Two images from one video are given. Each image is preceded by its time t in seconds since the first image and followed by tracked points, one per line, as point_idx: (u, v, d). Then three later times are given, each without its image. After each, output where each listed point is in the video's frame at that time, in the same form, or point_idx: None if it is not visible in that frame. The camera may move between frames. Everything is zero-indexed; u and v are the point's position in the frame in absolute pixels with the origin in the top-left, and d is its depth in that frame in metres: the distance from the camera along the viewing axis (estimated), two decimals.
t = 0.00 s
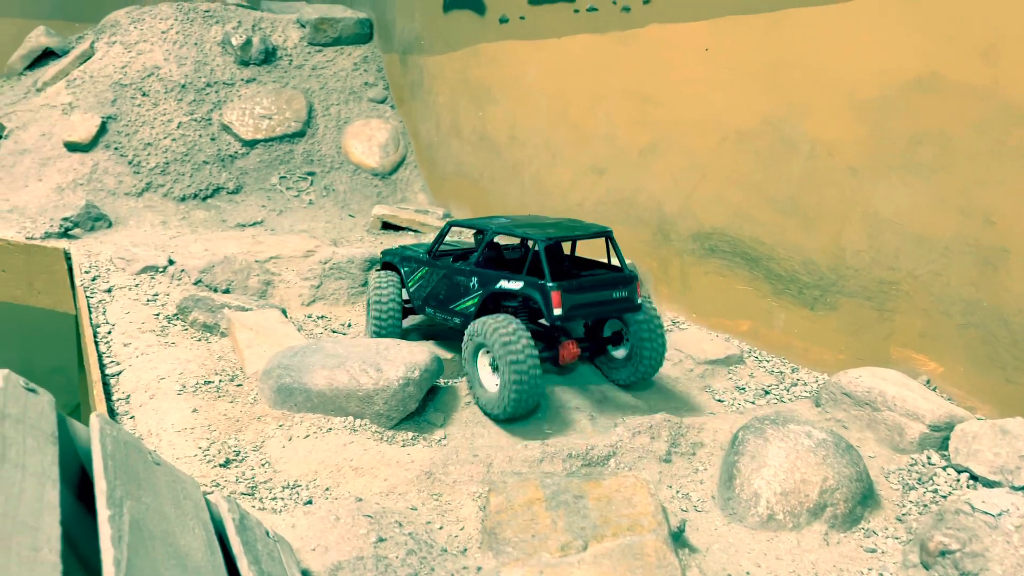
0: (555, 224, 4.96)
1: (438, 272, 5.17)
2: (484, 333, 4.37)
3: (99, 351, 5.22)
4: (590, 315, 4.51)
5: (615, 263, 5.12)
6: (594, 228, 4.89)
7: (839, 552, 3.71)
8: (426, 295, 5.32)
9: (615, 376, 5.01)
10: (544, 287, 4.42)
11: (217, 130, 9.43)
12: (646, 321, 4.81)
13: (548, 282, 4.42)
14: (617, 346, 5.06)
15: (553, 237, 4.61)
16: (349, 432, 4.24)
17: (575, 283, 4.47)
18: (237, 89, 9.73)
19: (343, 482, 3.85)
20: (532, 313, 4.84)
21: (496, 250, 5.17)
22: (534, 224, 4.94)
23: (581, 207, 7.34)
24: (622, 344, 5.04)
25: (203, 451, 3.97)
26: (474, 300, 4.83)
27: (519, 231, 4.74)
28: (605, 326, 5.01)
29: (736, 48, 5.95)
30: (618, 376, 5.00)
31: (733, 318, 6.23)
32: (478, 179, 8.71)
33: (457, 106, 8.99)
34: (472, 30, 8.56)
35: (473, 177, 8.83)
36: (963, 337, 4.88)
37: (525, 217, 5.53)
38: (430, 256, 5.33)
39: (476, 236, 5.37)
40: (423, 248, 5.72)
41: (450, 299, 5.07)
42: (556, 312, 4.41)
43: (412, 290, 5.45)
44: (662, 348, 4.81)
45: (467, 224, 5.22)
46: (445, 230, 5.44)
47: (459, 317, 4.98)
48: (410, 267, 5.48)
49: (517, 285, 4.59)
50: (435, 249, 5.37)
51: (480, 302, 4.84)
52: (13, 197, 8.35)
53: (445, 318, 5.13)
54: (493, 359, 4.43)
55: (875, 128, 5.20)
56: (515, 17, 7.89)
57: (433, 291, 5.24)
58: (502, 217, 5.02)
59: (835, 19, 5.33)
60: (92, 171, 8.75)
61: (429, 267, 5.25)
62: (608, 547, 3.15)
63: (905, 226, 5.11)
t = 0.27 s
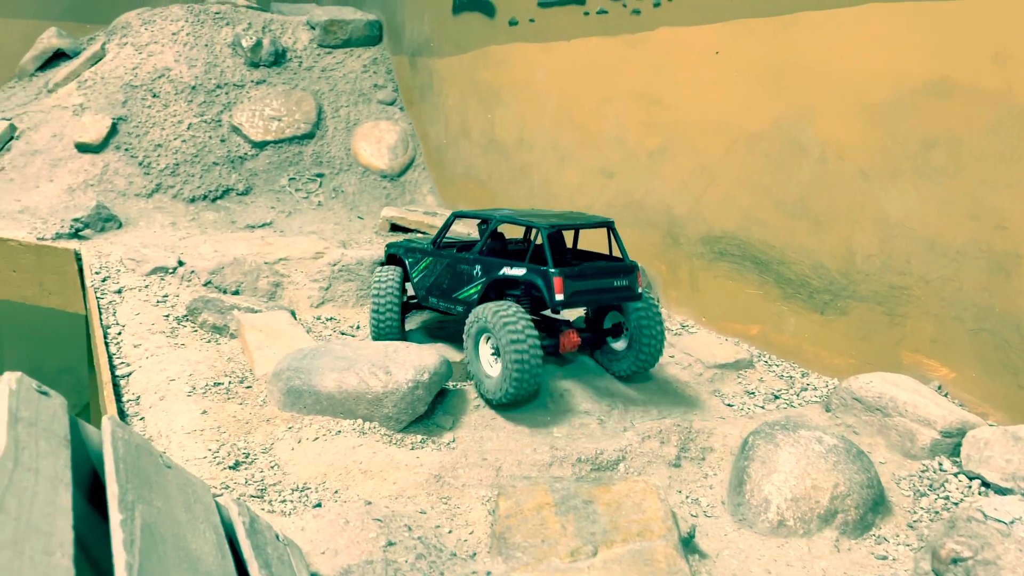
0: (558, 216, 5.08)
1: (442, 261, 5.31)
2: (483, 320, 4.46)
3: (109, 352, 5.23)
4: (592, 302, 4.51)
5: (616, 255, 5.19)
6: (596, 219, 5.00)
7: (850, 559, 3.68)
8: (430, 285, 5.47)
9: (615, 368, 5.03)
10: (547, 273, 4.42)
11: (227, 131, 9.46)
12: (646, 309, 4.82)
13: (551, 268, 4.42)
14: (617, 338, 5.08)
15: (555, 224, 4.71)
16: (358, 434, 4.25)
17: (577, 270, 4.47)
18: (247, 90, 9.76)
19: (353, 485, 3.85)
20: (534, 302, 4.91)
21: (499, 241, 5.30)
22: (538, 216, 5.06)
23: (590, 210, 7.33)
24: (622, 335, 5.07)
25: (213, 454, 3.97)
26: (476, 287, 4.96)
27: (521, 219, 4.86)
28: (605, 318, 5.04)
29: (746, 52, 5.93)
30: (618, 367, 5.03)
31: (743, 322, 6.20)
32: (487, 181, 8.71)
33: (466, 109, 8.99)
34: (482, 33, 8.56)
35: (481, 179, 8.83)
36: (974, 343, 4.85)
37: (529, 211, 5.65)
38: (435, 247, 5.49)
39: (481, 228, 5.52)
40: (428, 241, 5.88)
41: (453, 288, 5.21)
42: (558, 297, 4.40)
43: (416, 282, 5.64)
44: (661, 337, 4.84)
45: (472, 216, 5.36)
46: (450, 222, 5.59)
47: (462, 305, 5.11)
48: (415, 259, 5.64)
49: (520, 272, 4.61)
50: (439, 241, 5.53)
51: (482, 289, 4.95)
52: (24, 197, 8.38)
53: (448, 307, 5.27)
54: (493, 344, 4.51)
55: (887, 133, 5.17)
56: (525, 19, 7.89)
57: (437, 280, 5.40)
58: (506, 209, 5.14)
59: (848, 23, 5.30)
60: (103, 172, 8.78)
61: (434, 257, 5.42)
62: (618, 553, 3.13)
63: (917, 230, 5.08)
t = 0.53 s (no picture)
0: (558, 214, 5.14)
1: (446, 260, 5.37)
2: (479, 317, 4.57)
3: (118, 353, 5.24)
4: (588, 299, 4.60)
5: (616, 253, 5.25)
6: (596, 218, 5.05)
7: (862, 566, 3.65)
8: (434, 283, 5.52)
9: (614, 365, 5.08)
10: (543, 270, 4.52)
11: (236, 132, 9.48)
12: (644, 305, 4.87)
13: (548, 265, 4.52)
14: (617, 335, 5.13)
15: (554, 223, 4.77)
16: (367, 437, 4.24)
17: (574, 267, 4.56)
18: (256, 92, 9.78)
19: (362, 488, 3.84)
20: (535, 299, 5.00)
21: (502, 239, 5.36)
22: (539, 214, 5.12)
23: (599, 213, 7.32)
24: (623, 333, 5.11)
25: (222, 456, 3.97)
26: (478, 285, 5.03)
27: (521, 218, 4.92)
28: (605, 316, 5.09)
29: (758, 55, 5.91)
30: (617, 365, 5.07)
31: (752, 326, 6.18)
32: (495, 183, 8.70)
33: (474, 111, 8.98)
34: (491, 35, 8.56)
35: (490, 181, 8.82)
36: (987, 349, 4.81)
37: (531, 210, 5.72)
38: (439, 245, 5.54)
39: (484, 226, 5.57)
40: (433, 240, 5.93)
41: (456, 285, 5.26)
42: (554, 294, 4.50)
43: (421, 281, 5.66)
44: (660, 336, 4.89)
45: (474, 215, 5.42)
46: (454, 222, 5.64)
47: (465, 303, 5.17)
48: (420, 257, 5.69)
49: (518, 269, 4.70)
50: (444, 239, 5.57)
51: (484, 287, 5.02)
52: (34, 198, 8.42)
53: (452, 305, 5.32)
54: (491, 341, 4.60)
55: (898, 137, 5.14)
56: (534, 21, 7.88)
57: (442, 279, 5.44)
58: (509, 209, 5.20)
59: (860, 26, 5.28)
60: (112, 173, 8.80)
61: (438, 255, 5.46)
62: (628, 559, 3.11)
63: (929, 235, 5.04)
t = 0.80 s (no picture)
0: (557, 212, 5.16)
1: (448, 258, 5.43)
2: (475, 315, 4.67)
3: (128, 354, 5.26)
4: (581, 296, 4.65)
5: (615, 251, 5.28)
6: (594, 216, 5.06)
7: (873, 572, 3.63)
8: (438, 282, 5.58)
9: (612, 361, 5.10)
10: (537, 266, 4.58)
11: (245, 134, 9.50)
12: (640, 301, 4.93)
13: (541, 262, 4.57)
14: (615, 333, 5.17)
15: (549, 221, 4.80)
16: (376, 440, 4.25)
17: (567, 264, 4.61)
18: (265, 93, 9.80)
19: (371, 491, 3.85)
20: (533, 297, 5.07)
21: (503, 238, 5.41)
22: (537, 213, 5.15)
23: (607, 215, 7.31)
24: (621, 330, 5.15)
25: (232, 458, 3.97)
26: (477, 282, 5.09)
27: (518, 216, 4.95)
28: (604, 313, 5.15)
29: (768, 59, 5.90)
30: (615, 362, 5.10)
31: (761, 330, 6.16)
32: (503, 185, 8.70)
33: (483, 113, 8.98)
34: (500, 37, 8.55)
35: (498, 183, 8.82)
36: (998, 354, 4.78)
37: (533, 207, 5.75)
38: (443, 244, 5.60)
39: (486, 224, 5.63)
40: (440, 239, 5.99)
41: (458, 284, 5.32)
42: (547, 291, 4.56)
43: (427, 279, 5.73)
44: (657, 333, 4.91)
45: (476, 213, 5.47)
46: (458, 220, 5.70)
47: (466, 300, 5.24)
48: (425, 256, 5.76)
49: (513, 266, 4.77)
50: (448, 238, 5.64)
51: (483, 284, 5.09)
52: (45, 198, 8.45)
53: (454, 302, 5.39)
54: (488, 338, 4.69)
55: (910, 141, 5.12)
56: (544, 24, 7.87)
57: (445, 277, 5.50)
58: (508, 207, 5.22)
59: (871, 30, 5.26)
60: (122, 173, 8.83)
61: (441, 254, 5.51)
62: (638, 565, 3.10)
63: (940, 239, 5.01)
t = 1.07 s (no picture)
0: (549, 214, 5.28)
1: (447, 261, 5.59)
2: (474, 318, 4.85)
3: (138, 354, 5.27)
4: (574, 295, 4.84)
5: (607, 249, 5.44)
6: (584, 215, 5.19)
7: None
8: (439, 284, 5.75)
9: (615, 357, 5.35)
10: (528, 270, 4.77)
11: (254, 135, 9.53)
12: (635, 295, 5.17)
13: (533, 265, 4.76)
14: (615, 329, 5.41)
15: (539, 224, 4.94)
16: (385, 442, 4.25)
17: (558, 266, 4.79)
18: (274, 94, 9.83)
19: (380, 493, 3.85)
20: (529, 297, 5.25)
21: (499, 240, 5.55)
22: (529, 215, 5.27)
23: (615, 218, 7.30)
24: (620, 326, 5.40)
25: (242, 459, 3.98)
26: (475, 286, 5.25)
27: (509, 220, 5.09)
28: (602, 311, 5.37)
29: (778, 61, 5.88)
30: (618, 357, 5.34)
31: (770, 333, 6.15)
32: (511, 187, 8.69)
33: (491, 115, 8.98)
34: (508, 39, 8.55)
35: (505, 185, 8.82)
36: (1010, 359, 4.75)
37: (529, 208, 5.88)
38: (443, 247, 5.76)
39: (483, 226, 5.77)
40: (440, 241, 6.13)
41: (458, 286, 5.48)
42: (539, 293, 4.76)
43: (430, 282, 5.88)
44: (654, 322, 5.18)
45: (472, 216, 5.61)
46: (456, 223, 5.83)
47: (465, 302, 5.40)
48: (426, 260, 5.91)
49: (507, 269, 4.94)
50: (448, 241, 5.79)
51: (480, 287, 5.25)
52: (54, 199, 8.49)
53: (455, 304, 5.55)
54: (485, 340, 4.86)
55: (920, 145, 5.10)
56: (552, 26, 7.87)
57: (446, 280, 5.66)
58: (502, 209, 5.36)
59: (881, 33, 5.25)
60: (131, 174, 8.86)
61: (441, 257, 5.67)
62: (648, 570, 3.09)
63: (951, 244, 4.99)
